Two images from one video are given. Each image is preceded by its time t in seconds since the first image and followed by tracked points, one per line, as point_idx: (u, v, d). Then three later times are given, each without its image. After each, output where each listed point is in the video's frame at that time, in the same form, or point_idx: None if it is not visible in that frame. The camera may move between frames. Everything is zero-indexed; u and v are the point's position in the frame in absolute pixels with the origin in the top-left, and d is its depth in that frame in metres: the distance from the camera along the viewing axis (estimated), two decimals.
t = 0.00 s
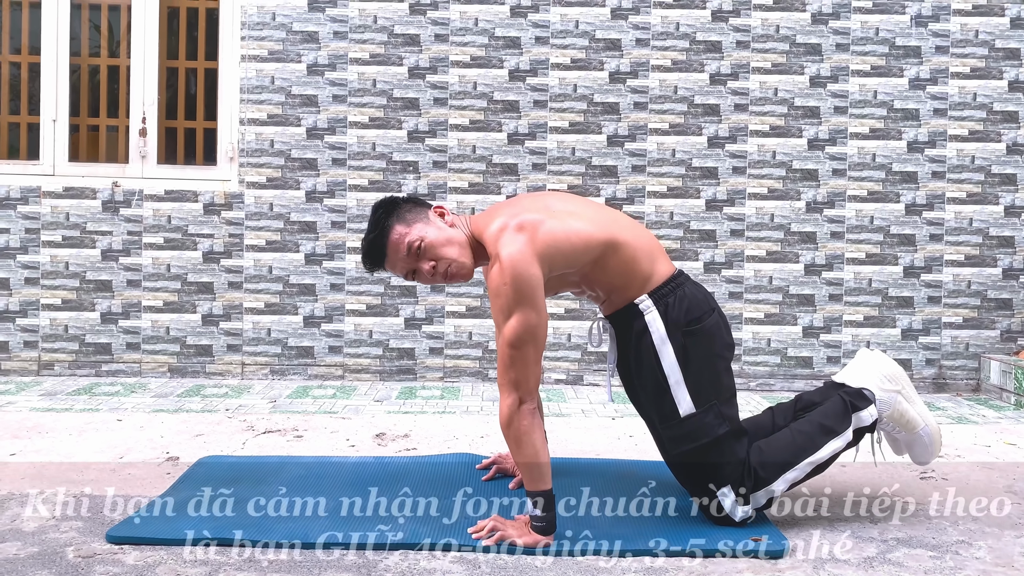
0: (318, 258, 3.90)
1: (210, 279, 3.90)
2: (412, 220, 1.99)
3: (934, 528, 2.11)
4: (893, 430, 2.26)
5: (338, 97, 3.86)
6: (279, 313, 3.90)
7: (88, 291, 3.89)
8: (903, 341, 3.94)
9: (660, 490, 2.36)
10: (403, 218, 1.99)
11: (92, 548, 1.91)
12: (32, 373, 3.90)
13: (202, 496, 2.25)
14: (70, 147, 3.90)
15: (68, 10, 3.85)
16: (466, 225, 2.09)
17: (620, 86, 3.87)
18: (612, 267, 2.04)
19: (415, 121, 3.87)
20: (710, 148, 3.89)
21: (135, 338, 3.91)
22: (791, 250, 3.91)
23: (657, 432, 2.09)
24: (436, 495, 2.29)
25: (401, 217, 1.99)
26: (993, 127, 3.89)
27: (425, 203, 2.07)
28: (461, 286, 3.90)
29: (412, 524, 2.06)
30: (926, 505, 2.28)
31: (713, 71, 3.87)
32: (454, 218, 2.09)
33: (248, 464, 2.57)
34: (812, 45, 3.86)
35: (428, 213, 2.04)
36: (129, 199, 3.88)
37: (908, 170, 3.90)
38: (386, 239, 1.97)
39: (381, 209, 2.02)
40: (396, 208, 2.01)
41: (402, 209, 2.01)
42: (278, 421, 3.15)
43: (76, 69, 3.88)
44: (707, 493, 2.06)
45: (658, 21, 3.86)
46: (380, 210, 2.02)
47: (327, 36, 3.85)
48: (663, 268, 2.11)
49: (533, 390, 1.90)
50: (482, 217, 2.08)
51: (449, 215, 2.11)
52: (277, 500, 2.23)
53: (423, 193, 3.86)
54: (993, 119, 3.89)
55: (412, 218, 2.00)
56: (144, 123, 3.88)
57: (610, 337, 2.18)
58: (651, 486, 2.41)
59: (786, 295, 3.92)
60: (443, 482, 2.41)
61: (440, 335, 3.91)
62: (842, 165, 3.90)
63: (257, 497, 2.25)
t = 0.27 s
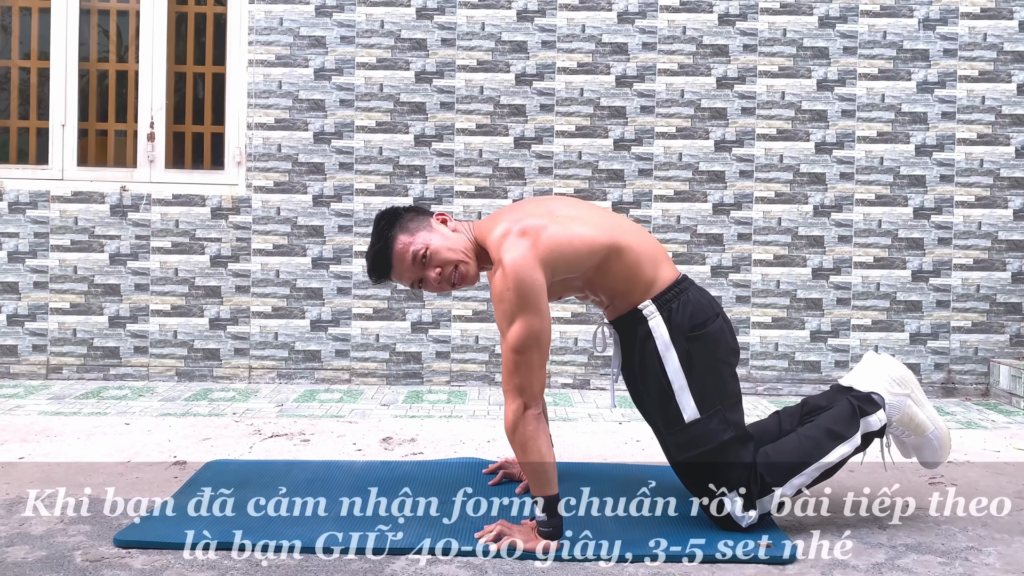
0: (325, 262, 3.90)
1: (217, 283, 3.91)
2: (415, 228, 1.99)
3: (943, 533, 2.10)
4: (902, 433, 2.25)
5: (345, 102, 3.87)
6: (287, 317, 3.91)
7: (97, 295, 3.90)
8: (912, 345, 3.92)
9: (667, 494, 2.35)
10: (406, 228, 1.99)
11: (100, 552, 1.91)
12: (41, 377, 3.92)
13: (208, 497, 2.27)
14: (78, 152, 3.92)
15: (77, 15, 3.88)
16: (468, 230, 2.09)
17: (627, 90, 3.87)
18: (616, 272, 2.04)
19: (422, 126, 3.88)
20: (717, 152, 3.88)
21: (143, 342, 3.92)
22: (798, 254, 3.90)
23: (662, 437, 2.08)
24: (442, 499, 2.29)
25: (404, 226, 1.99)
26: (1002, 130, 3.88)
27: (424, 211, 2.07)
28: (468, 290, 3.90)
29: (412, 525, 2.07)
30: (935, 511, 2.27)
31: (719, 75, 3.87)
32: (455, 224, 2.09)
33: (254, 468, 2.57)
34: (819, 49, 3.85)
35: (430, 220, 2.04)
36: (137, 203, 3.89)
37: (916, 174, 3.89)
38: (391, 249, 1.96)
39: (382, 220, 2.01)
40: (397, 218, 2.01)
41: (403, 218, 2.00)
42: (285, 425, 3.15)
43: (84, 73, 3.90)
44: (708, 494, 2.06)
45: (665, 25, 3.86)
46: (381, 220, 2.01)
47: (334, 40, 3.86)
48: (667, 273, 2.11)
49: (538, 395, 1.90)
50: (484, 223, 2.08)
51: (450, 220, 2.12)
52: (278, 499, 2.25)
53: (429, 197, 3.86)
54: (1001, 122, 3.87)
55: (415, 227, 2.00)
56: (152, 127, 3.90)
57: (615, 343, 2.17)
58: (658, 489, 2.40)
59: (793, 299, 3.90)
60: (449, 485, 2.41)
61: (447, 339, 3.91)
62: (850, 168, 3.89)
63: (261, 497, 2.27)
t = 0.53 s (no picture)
0: (330, 260, 3.90)
1: (222, 281, 3.91)
2: (417, 234, 1.97)
3: (951, 531, 2.08)
4: (910, 432, 2.24)
5: (350, 100, 3.87)
6: (291, 315, 3.91)
7: (101, 293, 3.91)
8: (919, 345, 3.90)
9: (671, 493, 2.34)
10: (406, 233, 1.97)
11: (103, 547, 1.91)
12: (46, 375, 3.92)
13: (206, 497, 2.24)
14: (83, 150, 3.93)
15: (82, 14, 3.88)
16: (472, 224, 2.06)
17: (632, 87, 3.86)
18: (620, 268, 2.03)
19: (427, 123, 3.87)
20: (723, 150, 3.87)
21: (148, 340, 3.92)
22: (805, 252, 3.88)
23: (668, 434, 2.07)
24: (445, 497, 2.28)
25: (405, 233, 1.97)
26: (1010, 128, 3.85)
27: (426, 207, 2.03)
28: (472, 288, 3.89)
29: (412, 526, 2.04)
30: (944, 509, 2.25)
31: (725, 73, 3.85)
32: (458, 219, 2.06)
33: (258, 465, 2.57)
34: (826, 46, 3.84)
35: (432, 220, 2.00)
36: (142, 201, 3.90)
37: (924, 172, 3.86)
38: (392, 255, 1.97)
39: (383, 222, 1.99)
40: (397, 220, 1.98)
41: (404, 220, 1.97)
42: (289, 423, 3.15)
43: (90, 72, 3.91)
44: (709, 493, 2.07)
45: (671, 23, 3.84)
46: (381, 222, 1.99)
47: (339, 38, 3.86)
48: (673, 269, 2.09)
49: (543, 391, 1.88)
50: (490, 218, 2.04)
51: (454, 214, 2.08)
52: (278, 499, 2.23)
53: (434, 195, 3.85)
54: (1010, 120, 3.85)
55: (417, 232, 1.97)
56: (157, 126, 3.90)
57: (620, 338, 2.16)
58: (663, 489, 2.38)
59: (800, 298, 3.88)
60: (453, 483, 2.40)
61: (451, 338, 3.90)
62: (856, 166, 3.87)
63: (260, 497, 2.24)
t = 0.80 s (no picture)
0: (328, 256, 3.88)
1: (219, 277, 3.89)
2: (407, 245, 2.00)
3: (951, 525, 2.06)
4: (909, 428, 2.20)
5: (348, 95, 3.85)
6: (288, 311, 3.89)
7: (98, 289, 3.90)
8: (919, 341, 3.88)
9: (670, 487, 2.33)
10: (396, 244, 2.00)
11: (95, 539, 1.89)
12: (42, 370, 3.91)
13: (206, 497, 2.17)
14: (81, 145, 3.91)
15: (80, 9, 3.87)
16: (467, 218, 2.02)
17: (631, 82, 3.84)
18: (618, 259, 2.01)
19: (425, 118, 3.86)
20: (722, 145, 3.85)
21: (145, 336, 3.91)
22: (805, 248, 3.86)
23: (667, 427, 2.05)
24: (440, 491, 2.25)
25: (396, 242, 2.00)
26: (1011, 123, 3.83)
27: (415, 210, 2.01)
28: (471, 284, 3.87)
29: (415, 527, 1.97)
30: (944, 503, 2.23)
31: (725, 67, 3.83)
32: (451, 216, 2.01)
33: (253, 459, 2.55)
34: (825, 41, 3.82)
35: (420, 227, 1.99)
36: (139, 196, 3.88)
37: (924, 167, 3.84)
38: (389, 263, 2.05)
39: (375, 231, 2.03)
40: (387, 230, 2.01)
41: (392, 232, 2.00)
42: (286, 418, 3.13)
43: (87, 67, 3.89)
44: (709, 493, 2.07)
45: (670, 18, 3.83)
46: (374, 231, 2.03)
47: (337, 33, 3.84)
48: (671, 260, 2.07)
49: (539, 382, 1.86)
50: (488, 213, 2.01)
51: (447, 210, 2.03)
52: (277, 499, 2.16)
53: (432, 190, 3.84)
54: (1011, 115, 3.82)
55: (407, 243, 2.00)
56: (154, 120, 3.89)
57: (619, 331, 2.14)
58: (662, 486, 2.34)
59: (799, 294, 3.86)
60: (450, 477, 2.38)
61: (449, 334, 3.89)
62: (856, 161, 3.85)
63: (259, 497, 2.18)
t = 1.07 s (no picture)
0: (324, 250, 3.87)
1: (215, 271, 3.88)
2: (398, 238, 1.98)
3: (947, 518, 2.04)
4: (907, 420, 2.19)
5: (344, 88, 3.84)
6: (284, 305, 3.88)
7: (93, 283, 3.88)
8: (918, 336, 3.86)
9: (665, 480, 2.31)
10: (387, 236, 1.99)
11: (84, 531, 1.87)
12: (37, 365, 3.89)
13: (206, 497, 2.09)
14: (76, 139, 3.90)
15: (74, 2, 3.85)
16: (460, 209, 2.00)
17: (628, 76, 3.82)
18: (612, 250, 1.99)
19: (421, 112, 3.84)
20: (720, 139, 3.83)
21: (140, 330, 3.89)
22: (803, 242, 3.85)
23: (661, 419, 2.03)
24: (433, 484, 2.23)
25: (387, 235, 1.98)
26: (1010, 117, 3.81)
27: (407, 202, 1.99)
28: (467, 279, 3.86)
29: (409, 521, 1.94)
30: (941, 496, 2.22)
31: (722, 60, 3.81)
32: (443, 208, 1.99)
33: (246, 452, 2.53)
34: (824, 34, 3.80)
35: (412, 219, 1.97)
36: (134, 191, 3.87)
37: (923, 161, 3.83)
38: (380, 254, 2.03)
39: (366, 223, 2.01)
40: (378, 222, 1.99)
41: (384, 224, 1.98)
42: (281, 412, 3.12)
43: (82, 61, 3.87)
44: (709, 493, 2.04)
45: (667, 11, 3.81)
46: (365, 222, 2.02)
47: (333, 26, 3.83)
48: (665, 251, 2.05)
49: (532, 374, 1.84)
50: (479, 202, 1.99)
51: (440, 202, 2.01)
52: (277, 499, 2.08)
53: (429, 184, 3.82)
54: (1010, 109, 3.81)
55: (398, 236, 1.98)
56: (149, 114, 3.87)
57: (613, 322, 2.12)
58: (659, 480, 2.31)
59: (797, 288, 3.85)
60: (444, 470, 2.36)
61: (446, 328, 3.87)
62: (855, 155, 3.83)
63: (259, 497, 2.09)
